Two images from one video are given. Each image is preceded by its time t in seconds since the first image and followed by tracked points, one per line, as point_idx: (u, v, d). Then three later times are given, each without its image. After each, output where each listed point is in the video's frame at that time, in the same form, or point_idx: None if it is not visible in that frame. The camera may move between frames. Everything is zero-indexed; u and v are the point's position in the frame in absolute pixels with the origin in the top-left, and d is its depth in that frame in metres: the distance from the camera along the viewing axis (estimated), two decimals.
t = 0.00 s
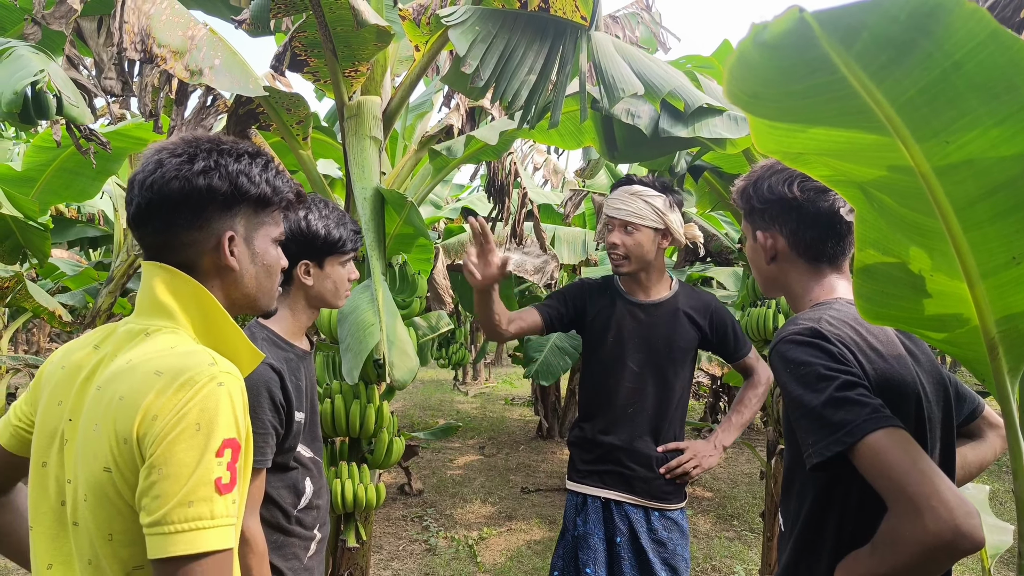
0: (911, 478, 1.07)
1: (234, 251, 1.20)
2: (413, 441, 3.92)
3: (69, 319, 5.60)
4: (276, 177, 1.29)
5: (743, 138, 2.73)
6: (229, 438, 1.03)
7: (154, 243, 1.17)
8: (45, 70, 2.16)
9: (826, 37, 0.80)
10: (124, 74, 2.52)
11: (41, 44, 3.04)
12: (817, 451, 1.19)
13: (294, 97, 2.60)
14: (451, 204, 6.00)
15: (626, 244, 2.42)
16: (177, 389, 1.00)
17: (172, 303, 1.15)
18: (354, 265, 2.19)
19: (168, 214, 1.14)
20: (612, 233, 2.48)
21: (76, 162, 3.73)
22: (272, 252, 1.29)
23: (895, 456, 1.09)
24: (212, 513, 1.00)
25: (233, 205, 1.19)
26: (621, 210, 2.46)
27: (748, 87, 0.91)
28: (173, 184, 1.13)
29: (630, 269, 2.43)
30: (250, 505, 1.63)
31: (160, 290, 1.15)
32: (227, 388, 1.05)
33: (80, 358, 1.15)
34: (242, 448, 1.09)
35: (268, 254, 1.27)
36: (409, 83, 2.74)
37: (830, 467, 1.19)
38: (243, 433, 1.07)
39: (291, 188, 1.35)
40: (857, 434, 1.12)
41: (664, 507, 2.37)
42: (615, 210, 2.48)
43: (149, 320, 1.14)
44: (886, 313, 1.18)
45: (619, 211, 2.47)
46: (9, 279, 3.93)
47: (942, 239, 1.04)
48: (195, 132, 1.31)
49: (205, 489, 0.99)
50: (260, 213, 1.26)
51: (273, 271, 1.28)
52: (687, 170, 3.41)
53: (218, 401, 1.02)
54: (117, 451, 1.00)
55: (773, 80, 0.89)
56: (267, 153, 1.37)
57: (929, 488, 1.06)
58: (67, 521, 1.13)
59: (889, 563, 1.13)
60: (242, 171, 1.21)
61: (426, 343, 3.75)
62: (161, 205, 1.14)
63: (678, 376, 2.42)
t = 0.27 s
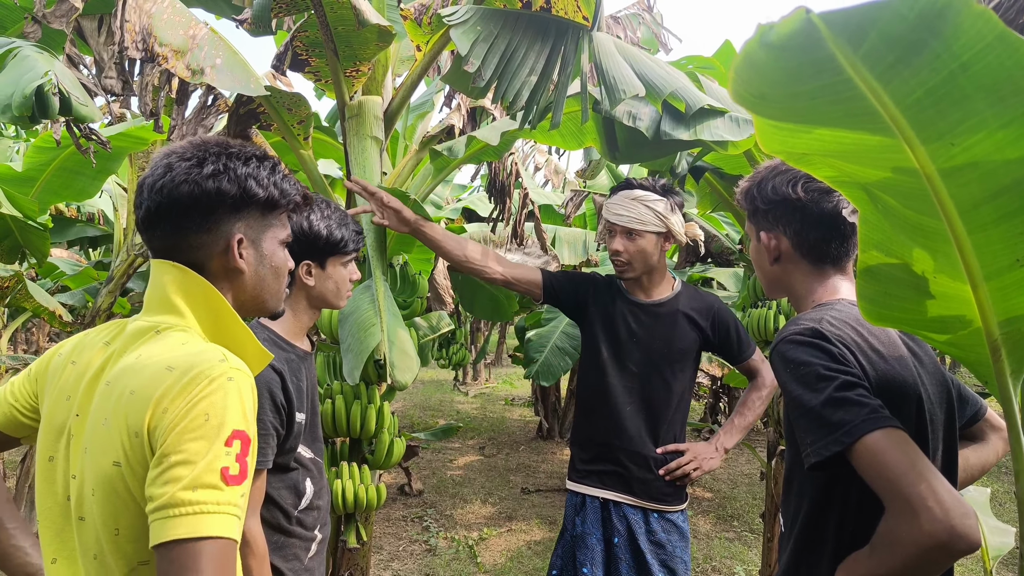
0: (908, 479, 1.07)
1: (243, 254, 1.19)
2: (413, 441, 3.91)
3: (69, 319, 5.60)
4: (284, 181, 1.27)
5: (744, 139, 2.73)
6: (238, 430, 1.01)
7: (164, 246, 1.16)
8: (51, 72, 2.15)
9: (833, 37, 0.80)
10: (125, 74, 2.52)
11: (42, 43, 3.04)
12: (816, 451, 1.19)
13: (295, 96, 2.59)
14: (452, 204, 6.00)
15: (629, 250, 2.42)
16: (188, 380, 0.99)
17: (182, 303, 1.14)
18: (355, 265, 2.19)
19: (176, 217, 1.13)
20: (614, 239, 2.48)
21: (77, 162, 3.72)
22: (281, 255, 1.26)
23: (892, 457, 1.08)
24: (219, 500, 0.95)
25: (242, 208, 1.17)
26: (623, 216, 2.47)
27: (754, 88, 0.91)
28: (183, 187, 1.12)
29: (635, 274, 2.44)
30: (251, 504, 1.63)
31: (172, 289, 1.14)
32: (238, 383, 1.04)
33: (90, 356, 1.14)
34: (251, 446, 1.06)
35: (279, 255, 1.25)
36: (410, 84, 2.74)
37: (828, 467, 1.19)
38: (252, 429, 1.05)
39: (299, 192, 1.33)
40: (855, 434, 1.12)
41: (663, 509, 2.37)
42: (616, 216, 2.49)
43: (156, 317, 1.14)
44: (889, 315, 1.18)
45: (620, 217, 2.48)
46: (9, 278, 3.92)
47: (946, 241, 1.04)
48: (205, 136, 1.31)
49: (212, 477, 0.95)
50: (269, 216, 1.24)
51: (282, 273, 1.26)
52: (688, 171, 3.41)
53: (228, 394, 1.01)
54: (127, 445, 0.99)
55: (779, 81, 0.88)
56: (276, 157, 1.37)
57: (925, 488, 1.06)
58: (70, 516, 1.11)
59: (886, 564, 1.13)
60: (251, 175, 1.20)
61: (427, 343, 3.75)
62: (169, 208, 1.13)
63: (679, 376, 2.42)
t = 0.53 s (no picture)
0: (914, 479, 1.07)
1: (244, 254, 1.18)
2: (414, 441, 3.91)
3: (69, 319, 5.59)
4: (282, 180, 1.26)
5: (745, 138, 2.72)
6: (249, 386, 0.97)
7: (165, 248, 1.16)
8: (55, 71, 2.15)
9: (833, 39, 0.80)
10: (124, 74, 2.51)
11: (42, 43, 3.04)
12: (820, 453, 1.19)
13: (295, 96, 2.59)
14: (452, 204, 5.99)
15: (637, 248, 2.41)
16: (194, 351, 0.98)
17: (184, 299, 1.14)
18: (356, 265, 2.18)
19: (175, 220, 1.13)
20: (621, 237, 2.46)
21: (77, 162, 3.72)
22: (281, 254, 1.26)
23: (896, 457, 1.08)
24: (234, 433, 0.90)
25: (241, 209, 1.16)
26: (632, 213, 2.45)
27: (755, 90, 0.91)
28: (181, 190, 1.12)
29: (642, 272, 2.42)
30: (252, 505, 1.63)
31: (173, 287, 1.13)
32: (244, 355, 1.01)
33: (94, 355, 1.13)
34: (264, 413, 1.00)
35: (279, 254, 1.25)
36: (410, 84, 2.73)
37: (832, 469, 1.19)
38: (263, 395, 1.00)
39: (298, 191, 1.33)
40: (860, 436, 1.11)
41: (664, 509, 2.36)
42: (624, 213, 2.46)
43: (159, 314, 1.13)
44: (892, 315, 1.17)
45: (629, 214, 2.46)
46: (9, 279, 3.92)
47: (948, 241, 1.03)
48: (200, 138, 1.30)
49: (224, 418, 0.90)
50: (268, 216, 1.23)
51: (283, 272, 1.26)
52: (688, 171, 3.40)
53: (235, 359, 0.98)
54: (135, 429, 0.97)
55: (781, 83, 0.88)
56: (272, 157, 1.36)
57: (931, 489, 1.06)
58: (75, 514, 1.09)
59: (891, 566, 1.12)
60: (248, 175, 1.19)
61: (427, 343, 3.74)
62: (168, 211, 1.13)
63: (681, 376, 2.42)
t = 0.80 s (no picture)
0: (913, 481, 1.06)
1: (234, 254, 1.17)
2: (411, 442, 3.90)
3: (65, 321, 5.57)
4: (272, 178, 1.25)
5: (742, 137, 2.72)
6: (247, 391, 0.96)
7: (158, 249, 1.15)
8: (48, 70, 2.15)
9: (834, 34, 0.79)
10: (119, 75, 2.50)
11: (36, 43, 3.03)
12: (818, 453, 1.18)
13: (290, 96, 2.58)
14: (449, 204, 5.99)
15: (652, 250, 2.40)
16: (192, 355, 0.97)
17: (180, 301, 1.13)
18: (352, 266, 2.18)
19: (166, 220, 1.12)
20: (636, 238, 2.42)
21: (73, 163, 3.70)
22: (273, 252, 1.24)
23: (895, 458, 1.08)
24: (233, 438, 0.89)
25: (231, 208, 1.15)
26: (649, 215, 2.42)
27: (754, 86, 0.90)
28: (170, 191, 1.11)
29: (654, 273, 2.43)
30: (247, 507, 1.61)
31: (169, 289, 1.13)
32: (241, 358, 1.01)
33: (91, 357, 1.12)
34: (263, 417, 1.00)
35: (269, 254, 1.22)
36: (407, 83, 2.73)
37: (829, 470, 1.19)
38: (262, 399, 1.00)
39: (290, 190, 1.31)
40: (858, 436, 1.11)
41: (667, 509, 2.36)
42: (641, 215, 2.43)
43: (156, 317, 1.13)
44: (888, 314, 1.17)
45: (645, 216, 2.43)
46: (4, 280, 3.90)
47: (945, 240, 1.03)
48: (190, 137, 1.29)
49: (223, 424, 0.90)
50: (259, 215, 1.21)
51: (274, 271, 1.24)
52: (685, 170, 3.40)
53: (234, 363, 0.98)
54: (133, 432, 0.96)
55: (780, 78, 0.87)
56: (263, 155, 1.34)
57: (930, 490, 1.06)
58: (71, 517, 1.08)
59: (889, 566, 1.12)
60: (237, 174, 1.17)
61: (424, 344, 3.74)
62: (157, 212, 1.12)
63: (678, 376, 2.42)
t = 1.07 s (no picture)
0: (909, 481, 1.07)
1: (229, 252, 1.17)
2: (410, 441, 3.90)
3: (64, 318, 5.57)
4: (269, 177, 1.25)
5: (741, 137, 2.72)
6: (241, 394, 0.96)
7: (152, 247, 1.15)
8: (42, 68, 2.12)
9: (821, 35, 0.79)
10: (118, 73, 2.49)
11: (35, 41, 3.03)
12: (812, 453, 1.18)
13: (289, 95, 2.58)
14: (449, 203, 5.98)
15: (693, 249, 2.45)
16: (185, 357, 0.97)
17: (175, 300, 1.13)
18: (348, 264, 2.19)
19: (160, 218, 1.12)
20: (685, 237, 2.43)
21: (72, 160, 3.70)
22: (269, 250, 1.24)
23: (890, 458, 1.08)
24: (227, 445, 0.89)
25: (226, 207, 1.15)
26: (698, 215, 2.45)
27: (744, 87, 0.90)
28: (165, 188, 1.11)
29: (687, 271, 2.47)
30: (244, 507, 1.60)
31: (164, 288, 1.13)
32: (234, 359, 1.00)
33: (85, 356, 1.12)
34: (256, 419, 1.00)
35: (267, 252, 1.23)
36: (406, 82, 2.73)
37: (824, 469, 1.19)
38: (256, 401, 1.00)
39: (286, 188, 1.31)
40: (853, 436, 1.11)
41: (668, 506, 2.37)
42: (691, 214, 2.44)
43: (151, 316, 1.12)
44: (885, 314, 1.17)
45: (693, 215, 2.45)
46: (2, 278, 3.90)
47: (941, 240, 1.03)
48: (188, 135, 1.29)
49: (218, 430, 0.90)
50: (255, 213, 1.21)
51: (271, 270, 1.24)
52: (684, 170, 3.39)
53: (227, 365, 0.97)
54: (126, 433, 0.96)
55: (769, 79, 0.87)
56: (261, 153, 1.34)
57: (925, 491, 1.06)
58: (65, 516, 1.07)
59: (884, 566, 1.12)
60: (233, 172, 1.17)
61: (422, 343, 3.74)
62: (152, 209, 1.12)
63: (677, 375, 2.43)
